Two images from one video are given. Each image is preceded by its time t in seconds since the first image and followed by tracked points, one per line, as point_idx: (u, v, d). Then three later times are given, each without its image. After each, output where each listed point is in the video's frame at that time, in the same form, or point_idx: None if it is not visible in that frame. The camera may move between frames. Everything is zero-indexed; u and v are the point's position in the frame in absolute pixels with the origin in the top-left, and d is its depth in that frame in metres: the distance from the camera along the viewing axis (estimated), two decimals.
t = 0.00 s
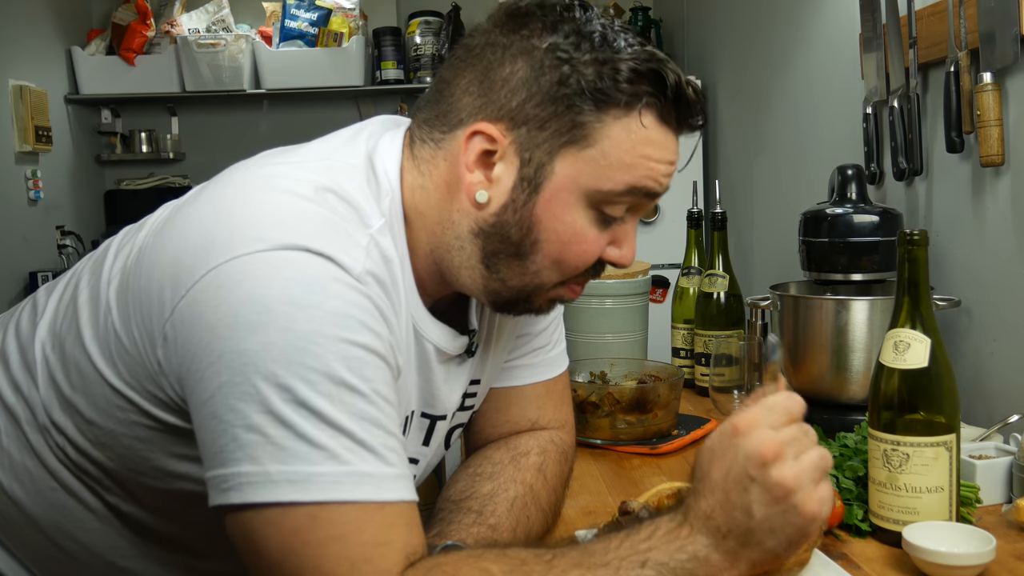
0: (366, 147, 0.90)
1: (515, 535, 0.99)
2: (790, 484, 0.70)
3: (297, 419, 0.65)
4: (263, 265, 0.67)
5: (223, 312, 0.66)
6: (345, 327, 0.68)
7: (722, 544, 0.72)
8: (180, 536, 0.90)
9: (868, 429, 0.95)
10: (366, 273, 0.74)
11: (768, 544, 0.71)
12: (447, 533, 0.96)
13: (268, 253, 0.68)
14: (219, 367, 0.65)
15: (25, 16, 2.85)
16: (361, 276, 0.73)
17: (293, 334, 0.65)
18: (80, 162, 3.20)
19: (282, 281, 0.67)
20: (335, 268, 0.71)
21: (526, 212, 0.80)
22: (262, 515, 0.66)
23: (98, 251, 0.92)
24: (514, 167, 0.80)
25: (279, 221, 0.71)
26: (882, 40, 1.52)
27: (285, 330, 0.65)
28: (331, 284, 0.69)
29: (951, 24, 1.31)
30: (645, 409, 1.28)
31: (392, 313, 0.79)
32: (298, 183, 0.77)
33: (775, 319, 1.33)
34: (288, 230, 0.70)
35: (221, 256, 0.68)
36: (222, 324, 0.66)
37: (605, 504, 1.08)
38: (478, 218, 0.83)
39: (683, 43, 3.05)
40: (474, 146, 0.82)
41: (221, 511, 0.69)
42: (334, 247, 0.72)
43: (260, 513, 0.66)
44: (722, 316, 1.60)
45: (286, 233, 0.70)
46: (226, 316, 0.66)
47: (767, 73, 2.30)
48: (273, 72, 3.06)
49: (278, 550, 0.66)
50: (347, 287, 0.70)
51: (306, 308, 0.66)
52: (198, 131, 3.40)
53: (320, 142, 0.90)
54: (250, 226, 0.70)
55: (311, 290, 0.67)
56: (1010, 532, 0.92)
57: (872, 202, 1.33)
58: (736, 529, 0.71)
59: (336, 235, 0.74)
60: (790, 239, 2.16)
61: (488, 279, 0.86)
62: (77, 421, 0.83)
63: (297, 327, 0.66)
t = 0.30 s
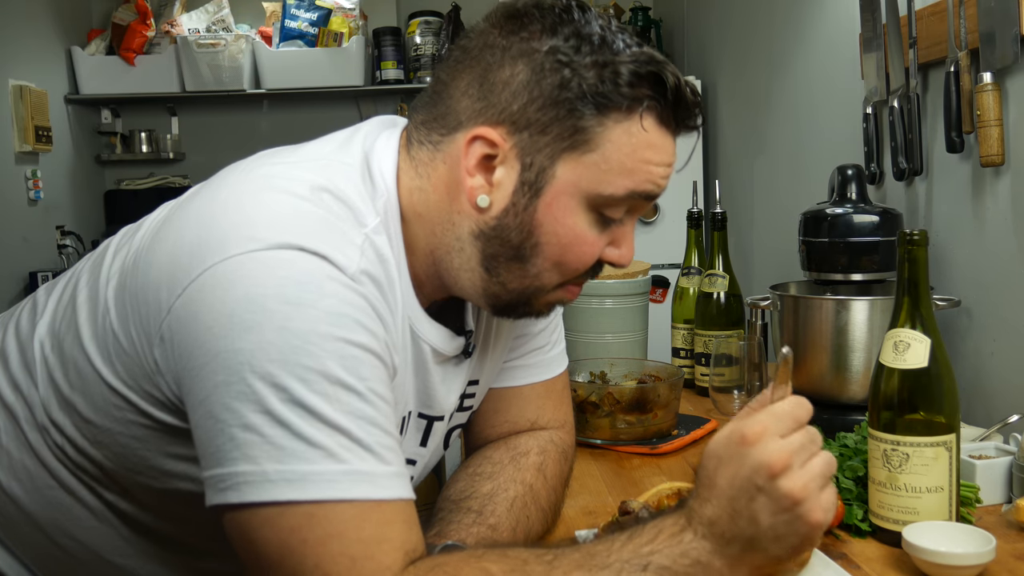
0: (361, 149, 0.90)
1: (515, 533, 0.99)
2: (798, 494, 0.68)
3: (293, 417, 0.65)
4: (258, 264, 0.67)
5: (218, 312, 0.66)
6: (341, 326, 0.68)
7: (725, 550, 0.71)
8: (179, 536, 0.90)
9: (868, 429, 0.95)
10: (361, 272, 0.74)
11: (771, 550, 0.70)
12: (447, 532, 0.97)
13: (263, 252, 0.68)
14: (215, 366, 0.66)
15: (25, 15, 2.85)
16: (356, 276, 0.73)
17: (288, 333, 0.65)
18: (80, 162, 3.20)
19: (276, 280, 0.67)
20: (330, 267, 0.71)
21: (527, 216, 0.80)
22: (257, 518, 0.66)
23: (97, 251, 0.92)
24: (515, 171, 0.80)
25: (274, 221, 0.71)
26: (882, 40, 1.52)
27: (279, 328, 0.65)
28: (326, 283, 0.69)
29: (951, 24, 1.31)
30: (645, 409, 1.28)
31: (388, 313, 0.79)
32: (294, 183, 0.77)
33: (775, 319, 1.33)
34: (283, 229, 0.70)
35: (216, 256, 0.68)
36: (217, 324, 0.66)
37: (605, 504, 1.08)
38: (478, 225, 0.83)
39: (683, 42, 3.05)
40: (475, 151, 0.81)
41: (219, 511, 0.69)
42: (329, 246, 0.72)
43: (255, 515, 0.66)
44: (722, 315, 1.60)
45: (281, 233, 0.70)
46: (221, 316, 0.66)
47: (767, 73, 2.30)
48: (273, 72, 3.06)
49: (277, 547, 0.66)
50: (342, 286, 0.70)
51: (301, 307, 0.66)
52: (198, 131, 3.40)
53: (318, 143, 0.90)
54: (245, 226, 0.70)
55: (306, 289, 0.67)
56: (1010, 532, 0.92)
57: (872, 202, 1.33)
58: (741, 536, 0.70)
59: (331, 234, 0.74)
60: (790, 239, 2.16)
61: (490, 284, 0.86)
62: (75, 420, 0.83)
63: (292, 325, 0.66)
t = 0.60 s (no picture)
0: (361, 153, 0.89)
1: (515, 534, 0.99)
2: (780, 473, 0.69)
3: (293, 422, 0.65)
4: (257, 269, 0.67)
5: (218, 317, 0.66)
6: (340, 331, 0.68)
7: (715, 536, 0.72)
8: (179, 536, 0.90)
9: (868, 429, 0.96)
10: (360, 277, 0.74)
11: (762, 531, 0.71)
12: (447, 532, 0.97)
13: (263, 257, 0.68)
14: (214, 372, 0.66)
15: (25, 15, 2.85)
16: (356, 280, 0.73)
17: (288, 338, 0.65)
18: (80, 162, 3.20)
19: (276, 285, 0.67)
20: (330, 272, 0.71)
21: (527, 223, 0.81)
22: (257, 523, 0.66)
23: (98, 251, 0.92)
24: (515, 179, 0.80)
25: (273, 226, 0.71)
26: (882, 40, 1.52)
27: (279, 334, 0.65)
28: (326, 288, 0.69)
29: (951, 24, 1.31)
30: (645, 409, 1.28)
31: (388, 318, 0.79)
32: (292, 188, 0.77)
33: (775, 319, 1.33)
34: (282, 234, 0.70)
35: (216, 261, 0.68)
36: (216, 329, 0.66)
37: (604, 504, 1.08)
38: (478, 231, 0.84)
39: (683, 43, 3.05)
40: (475, 159, 0.81)
41: (219, 515, 0.69)
42: (328, 251, 0.72)
43: (255, 520, 0.66)
44: (722, 315, 1.60)
45: (280, 238, 0.70)
46: (220, 321, 0.66)
47: (767, 73, 2.30)
48: (273, 72, 3.06)
49: (277, 552, 0.66)
50: (341, 291, 0.70)
51: (301, 312, 0.66)
52: (198, 131, 3.40)
53: (317, 148, 0.90)
54: (244, 231, 0.70)
55: (305, 294, 0.67)
56: (1010, 532, 0.92)
57: (872, 202, 1.33)
58: (729, 521, 0.71)
59: (330, 239, 0.74)
60: (790, 239, 2.16)
61: (490, 290, 0.86)
62: (75, 422, 0.83)
63: (292, 331, 0.66)
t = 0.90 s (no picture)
0: (360, 151, 0.90)
1: (516, 534, 0.99)
2: (802, 500, 0.63)
3: (291, 418, 0.65)
4: (256, 267, 0.67)
5: (217, 315, 0.66)
6: (339, 328, 0.68)
7: (726, 556, 0.68)
8: (178, 535, 0.90)
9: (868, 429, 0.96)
10: (358, 275, 0.74)
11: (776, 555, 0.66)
12: (447, 532, 0.97)
13: (262, 255, 0.68)
14: (213, 369, 0.66)
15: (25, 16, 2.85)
16: (354, 278, 0.73)
17: (287, 335, 0.65)
18: (80, 162, 3.20)
19: (275, 283, 0.67)
20: (328, 270, 0.71)
21: (523, 218, 0.80)
22: (257, 518, 0.66)
23: (98, 252, 0.92)
24: (511, 175, 0.80)
25: (272, 224, 0.71)
26: (882, 40, 1.52)
27: (278, 331, 0.65)
28: (325, 285, 0.69)
29: (951, 24, 1.31)
30: (645, 409, 1.28)
31: (386, 316, 0.79)
32: (291, 187, 0.77)
33: (774, 319, 1.33)
34: (281, 232, 0.71)
35: (214, 259, 0.68)
36: (215, 327, 0.66)
37: (605, 504, 1.08)
38: (473, 228, 0.84)
39: (684, 43, 3.05)
40: (470, 156, 0.81)
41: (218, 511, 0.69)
42: (327, 249, 0.72)
43: (255, 515, 0.66)
44: (722, 315, 1.60)
45: (279, 236, 0.70)
46: (219, 319, 0.66)
47: (767, 73, 2.30)
48: (273, 72, 3.06)
49: (276, 546, 0.66)
50: (340, 288, 0.70)
51: (299, 310, 0.67)
52: (198, 131, 3.40)
53: (315, 147, 0.90)
54: (242, 229, 0.70)
55: (304, 292, 0.67)
56: (1010, 532, 0.92)
57: (872, 202, 1.33)
58: (743, 543, 0.66)
59: (329, 237, 0.74)
60: (790, 238, 2.16)
61: (487, 286, 0.86)
62: (75, 421, 0.83)
63: (291, 327, 0.66)
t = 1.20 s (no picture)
0: (354, 143, 0.90)
1: (514, 534, 0.98)
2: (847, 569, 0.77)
3: (296, 398, 0.65)
4: (256, 251, 0.67)
5: (217, 299, 0.66)
6: (341, 309, 0.68)
7: None
8: (177, 533, 0.90)
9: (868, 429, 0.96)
10: (358, 259, 0.74)
11: None
12: (447, 532, 0.96)
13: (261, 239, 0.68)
14: (214, 352, 0.65)
15: (25, 16, 2.85)
16: (354, 262, 0.74)
17: (289, 315, 0.65)
18: (80, 163, 3.20)
19: (275, 266, 0.67)
20: (328, 253, 0.71)
21: (491, 193, 0.78)
22: (259, 514, 0.66)
23: (98, 250, 0.92)
24: (479, 149, 0.78)
25: (271, 211, 0.71)
26: (882, 41, 1.52)
27: (280, 311, 0.65)
28: (325, 268, 0.69)
29: (951, 24, 1.31)
30: (645, 409, 1.28)
31: (386, 301, 0.79)
32: (289, 176, 0.77)
33: (774, 319, 1.33)
34: (281, 217, 0.71)
35: (214, 246, 0.68)
36: (216, 311, 0.65)
37: (605, 503, 1.08)
38: (451, 208, 0.82)
39: (684, 43, 3.05)
40: (441, 132, 0.79)
41: (223, 497, 0.69)
42: (327, 234, 0.73)
43: (260, 502, 0.66)
44: (722, 315, 1.60)
45: (279, 220, 0.70)
46: (219, 303, 0.65)
47: (767, 73, 2.30)
48: (273, 72, 3.06)
49: (289, 525, 0.66)
50: (340, 271, 0.71)
51: (300, 291, 0.67)
52: (198, 131, 3.40)
53: (310, 140, 0.90)
54: (241, 217, 0.70)
55: (304, 274, 0.68)
56: (1010, 532, 0.92)
57: (872, 202, 1.33)
58: None
59: (328, 223, 0.74)
60: (790, 238, 2.16)
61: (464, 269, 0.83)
62: (75, 417, 0.83)
63: (292, 308, 0.66)
